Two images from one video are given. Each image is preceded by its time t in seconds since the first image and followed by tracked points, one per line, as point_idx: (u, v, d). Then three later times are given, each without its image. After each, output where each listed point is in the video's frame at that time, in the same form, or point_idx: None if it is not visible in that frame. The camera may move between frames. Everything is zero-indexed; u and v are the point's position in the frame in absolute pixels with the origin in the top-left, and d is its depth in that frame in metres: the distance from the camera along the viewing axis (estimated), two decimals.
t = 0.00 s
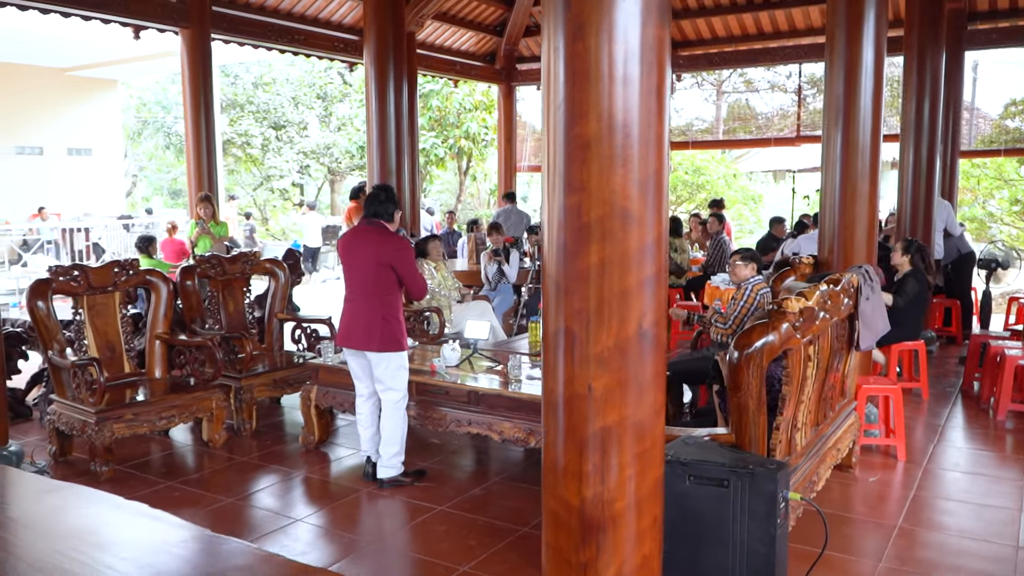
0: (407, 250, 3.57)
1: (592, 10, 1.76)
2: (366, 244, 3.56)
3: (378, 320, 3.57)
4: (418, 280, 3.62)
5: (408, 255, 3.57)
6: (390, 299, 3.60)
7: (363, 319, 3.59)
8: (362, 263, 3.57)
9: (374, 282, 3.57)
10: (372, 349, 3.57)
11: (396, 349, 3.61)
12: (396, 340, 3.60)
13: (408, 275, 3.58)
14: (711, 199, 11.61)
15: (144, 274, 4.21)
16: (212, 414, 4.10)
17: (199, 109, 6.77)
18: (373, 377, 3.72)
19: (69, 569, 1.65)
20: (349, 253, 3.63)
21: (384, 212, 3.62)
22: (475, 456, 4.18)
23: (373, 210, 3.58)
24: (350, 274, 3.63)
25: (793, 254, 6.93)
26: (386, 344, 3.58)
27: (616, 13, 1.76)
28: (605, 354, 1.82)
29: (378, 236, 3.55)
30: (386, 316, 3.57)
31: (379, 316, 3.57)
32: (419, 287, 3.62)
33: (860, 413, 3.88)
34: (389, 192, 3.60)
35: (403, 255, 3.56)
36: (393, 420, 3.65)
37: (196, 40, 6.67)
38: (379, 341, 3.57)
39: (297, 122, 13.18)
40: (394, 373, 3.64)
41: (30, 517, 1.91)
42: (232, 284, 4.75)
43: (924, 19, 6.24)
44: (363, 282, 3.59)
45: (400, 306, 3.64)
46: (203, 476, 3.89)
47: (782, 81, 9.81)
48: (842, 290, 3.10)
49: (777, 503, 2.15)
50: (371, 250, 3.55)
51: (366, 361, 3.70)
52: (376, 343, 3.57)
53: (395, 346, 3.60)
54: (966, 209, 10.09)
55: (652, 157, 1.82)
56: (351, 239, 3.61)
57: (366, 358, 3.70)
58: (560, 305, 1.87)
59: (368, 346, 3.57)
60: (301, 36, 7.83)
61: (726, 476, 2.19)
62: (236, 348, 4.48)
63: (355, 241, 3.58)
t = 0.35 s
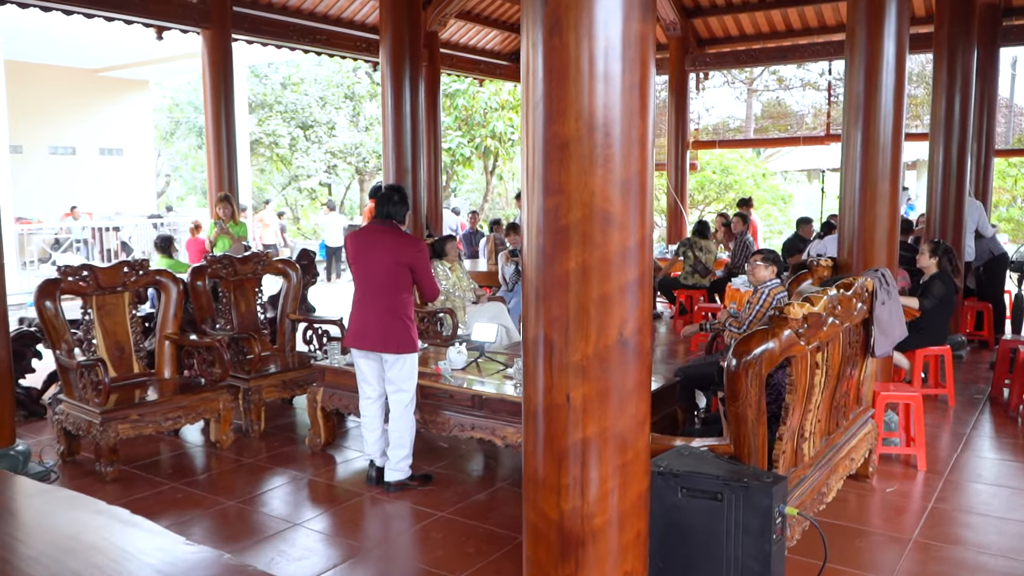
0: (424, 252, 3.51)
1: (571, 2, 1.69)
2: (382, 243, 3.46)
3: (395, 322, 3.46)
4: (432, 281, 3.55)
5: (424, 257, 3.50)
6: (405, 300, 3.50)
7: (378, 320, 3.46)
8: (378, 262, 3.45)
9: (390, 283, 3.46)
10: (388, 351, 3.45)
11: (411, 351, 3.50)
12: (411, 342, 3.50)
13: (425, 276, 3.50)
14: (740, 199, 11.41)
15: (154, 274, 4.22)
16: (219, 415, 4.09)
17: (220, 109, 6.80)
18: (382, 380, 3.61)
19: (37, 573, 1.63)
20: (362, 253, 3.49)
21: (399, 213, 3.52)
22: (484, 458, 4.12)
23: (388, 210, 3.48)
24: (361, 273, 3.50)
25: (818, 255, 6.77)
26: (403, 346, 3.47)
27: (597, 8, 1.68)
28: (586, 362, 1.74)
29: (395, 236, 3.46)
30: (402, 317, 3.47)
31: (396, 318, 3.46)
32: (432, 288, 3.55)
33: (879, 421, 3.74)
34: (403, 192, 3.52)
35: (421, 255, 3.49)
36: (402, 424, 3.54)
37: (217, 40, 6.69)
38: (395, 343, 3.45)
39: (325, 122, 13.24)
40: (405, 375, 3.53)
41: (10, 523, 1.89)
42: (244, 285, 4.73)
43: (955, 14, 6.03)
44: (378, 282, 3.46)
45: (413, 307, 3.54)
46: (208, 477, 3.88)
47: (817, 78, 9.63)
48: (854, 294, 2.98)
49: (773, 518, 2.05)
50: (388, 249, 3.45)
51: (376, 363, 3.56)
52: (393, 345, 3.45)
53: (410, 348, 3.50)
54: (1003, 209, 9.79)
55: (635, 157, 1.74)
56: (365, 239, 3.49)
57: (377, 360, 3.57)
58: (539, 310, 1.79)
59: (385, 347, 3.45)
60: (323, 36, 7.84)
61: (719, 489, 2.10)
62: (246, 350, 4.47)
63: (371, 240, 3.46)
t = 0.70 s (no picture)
0: (427, 253, 3.35)
1: None
2: (383, 244, 3.33)
3: (394, 325, 3.34)
4: (434, 284, 3.41)
5: (427, 258, 3.35)
6: (406, 301, 3.38)
7: (378, 322, 3.35)
8: (378, 263, 3.33)
9: (390, 284, 3.34)
10: (385, 354, 3.35)
11: (413, 354, 3.39)
12: (414, 345, 3.39)
13: (426, 278, 3.36)
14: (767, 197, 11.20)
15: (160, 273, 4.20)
16: (223, 415, 4.05)
17: (237, 107, 6.79)
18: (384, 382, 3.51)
19: None
20: (365, 252, 3.39)
21: (405, 211, 3.38)
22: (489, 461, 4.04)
23: (390, 209, 3.35)
24: (363, 273, 3.40)
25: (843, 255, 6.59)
26: (403, 349, 3.36)
27: None
28: (562, 367, 1.65)
29: (396, 237, 3.32)
30: (401, 320, 3.35)
31: (395, 320, 3.35)
32: (435, 290, 3.41)
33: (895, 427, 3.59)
34: (411, 190, 3.38)
35: (421, 256, 3.34)
36: (403, 429, 3.44)
37: (234, 38, 6.69)
38: (394, 345, 3.35)
39: (349, 120, 13.24)
40: (408, 377, 3.42)
41: None
42: (252, 283, 4.69)
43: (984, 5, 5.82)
44: (379, 282, 3.36)
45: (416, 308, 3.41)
46: (209, 478, 3.84)
47: (847, 74, 9.37)
48: (866, 296, 2.85)
49: (767, 533, 1.94)
50: (389, 250, 3.32)
51: (377, 364, 3.47)
52: (392, 347, 3.35)
53: (409, 351, 3.38)
54: None
55: (614, 152, 1.66)
56: (368, 238, 3.38)
57: (378, 362, 3.47)
58: (514, 312, 1.70)
59: (383, 350, 3.35)
60: (341, 34, 7.82)
61: (711, 501, 2.00)
62: (252, 350, 4.43)
63: (373, 240, 3.35)
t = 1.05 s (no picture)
0: (410, 256, 3.21)
1: None
2: (369, 243, 3.24)
3: (372, 327, 3.25)
4: (421, 288, 3.26)
5: (410, 260, 3.21)
6: (390, 304, 3.27)
7: (359, 322, 3.29)
8: (363, 262, 3.26)
9: (373, 285, 3.26)
10: (362, 356, 3.28)
11: (393, 359, 3.28)
12: (395, 349, 3.27)
13: (407, 282, 3.22)
14: (789, 197, 10.95)
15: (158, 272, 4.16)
16: (219, 417, 4.00)
17: (247, 106, 6.76)
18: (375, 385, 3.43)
19: None
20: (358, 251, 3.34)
21: (399, 212, 3.27)
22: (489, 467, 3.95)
23: (384, 208, 3.26)
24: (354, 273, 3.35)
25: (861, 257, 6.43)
26: (380, 352, 3.26)
27: None
28: (530, 373, 1.55)
29: (382, 237, 3.22)
30: (381, 322, 3.25)
31: (374, 322, 3.26)
32: (422, 295, 3.26)
33: (907, 435, 3.44)
34: (408, 190, 3.26)
35: (406, 259, 3.21)
36: (394, 435, 3.35)
37: (244, 36, 6.65)
38: (371, 348, 3.26)
39: (367, 119, 13.18)
40: (395, 383, 3.33)
41: None
42: (254, 283, 4.63)
43: None
44: (363, 283, 3.29)
45: (401, 312, 3.29)
46: (204, 480, 3.79)
47: (871, 71, 9.13)
48: (873, 299, 2.72)
49: (755, 551, 1.83)
50: (373, 250, 3.23)
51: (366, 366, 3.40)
52: (369, 350, 3.26)
53: (389, 355, 3.27)
54: None
55: (584, 145, 1.55)
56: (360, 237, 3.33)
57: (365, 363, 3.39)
58: (480, 314, 1.60)
59: (360, 352, 3.27)
60: (353, 31, 7.76)
61: (695, 516, 1.88)
62: (251, 351, 4.37)
63: (360, 239, 3.29)
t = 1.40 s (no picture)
0: (395, 259, 3.08)
1: None
2: (358, 242, 3.14)
3: (352, 328, 3.16)
4: (405, 294, 3.11)
5: (394, 264, 3.08)
6: (373, 306, 3.16)
7: (342, 323, 3.20)
8: (350, 261, 3.17)
9: (358, 285, 3.16)
10: (342, 358, 3.18)
11: (372, 363, 3.16)
12: (376, 354, 3.16)
13: (389, 286, 3.09)
14: (806, 196, 10.72)
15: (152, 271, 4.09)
16: (211, 418, 3.93)
17: (251, 103, 6.70)
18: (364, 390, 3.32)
19: None
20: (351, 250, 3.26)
21: (393, 213, 3.15)
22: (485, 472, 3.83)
23: (379, 208, 3.15)
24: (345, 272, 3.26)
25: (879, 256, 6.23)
26: (357, 355, 3.16)
27: None
28: (497, 382, 1.43)
29: (371, 237, 3.11)
30: (361, 324, 3.15)
31: (355, 324, 3.16)
32: (405, 301, 3.11)
33: (919, 444, 3.29)
34: (404, 189, 3.14)
35: (391, 262, 3.08)
36: (383, 440, 3.25)
37: (249, 32, 6.58)
38: (350, 350, 3.16)
39: (379, 117, 13.11)
40: (382, 390, 3.23)
41: None
42: (251, 282, 4.54)
43: None
44: (349, 283, 3.20)
45: (386, 316, 3.17)
46: (192, 484, 3.70)
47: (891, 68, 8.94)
48: (880, 303, 2.57)
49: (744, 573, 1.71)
50: (360, 249, 3.13)
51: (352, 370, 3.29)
52: (347, 352, 3.16)
53: (369, 360, 3.16)
54: None
55: (556, 137, 1.44)
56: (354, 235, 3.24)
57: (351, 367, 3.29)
58: (444, 318, 1.47)
59: (338, 353, 3.18)
60: (361, 28, 7.67)
61: (681, 534, 1.76)
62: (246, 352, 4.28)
63: (352, 238, 3.20)
